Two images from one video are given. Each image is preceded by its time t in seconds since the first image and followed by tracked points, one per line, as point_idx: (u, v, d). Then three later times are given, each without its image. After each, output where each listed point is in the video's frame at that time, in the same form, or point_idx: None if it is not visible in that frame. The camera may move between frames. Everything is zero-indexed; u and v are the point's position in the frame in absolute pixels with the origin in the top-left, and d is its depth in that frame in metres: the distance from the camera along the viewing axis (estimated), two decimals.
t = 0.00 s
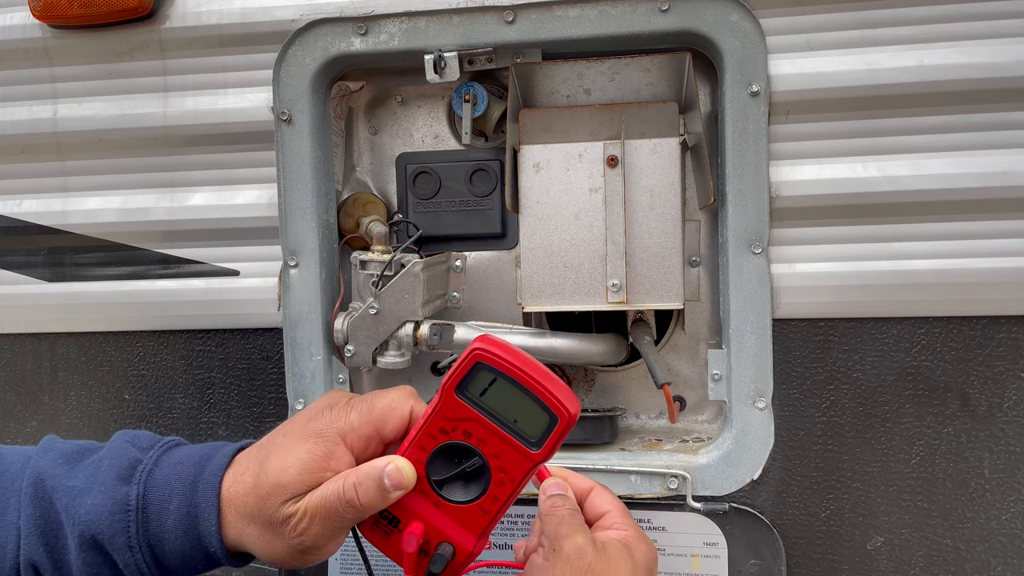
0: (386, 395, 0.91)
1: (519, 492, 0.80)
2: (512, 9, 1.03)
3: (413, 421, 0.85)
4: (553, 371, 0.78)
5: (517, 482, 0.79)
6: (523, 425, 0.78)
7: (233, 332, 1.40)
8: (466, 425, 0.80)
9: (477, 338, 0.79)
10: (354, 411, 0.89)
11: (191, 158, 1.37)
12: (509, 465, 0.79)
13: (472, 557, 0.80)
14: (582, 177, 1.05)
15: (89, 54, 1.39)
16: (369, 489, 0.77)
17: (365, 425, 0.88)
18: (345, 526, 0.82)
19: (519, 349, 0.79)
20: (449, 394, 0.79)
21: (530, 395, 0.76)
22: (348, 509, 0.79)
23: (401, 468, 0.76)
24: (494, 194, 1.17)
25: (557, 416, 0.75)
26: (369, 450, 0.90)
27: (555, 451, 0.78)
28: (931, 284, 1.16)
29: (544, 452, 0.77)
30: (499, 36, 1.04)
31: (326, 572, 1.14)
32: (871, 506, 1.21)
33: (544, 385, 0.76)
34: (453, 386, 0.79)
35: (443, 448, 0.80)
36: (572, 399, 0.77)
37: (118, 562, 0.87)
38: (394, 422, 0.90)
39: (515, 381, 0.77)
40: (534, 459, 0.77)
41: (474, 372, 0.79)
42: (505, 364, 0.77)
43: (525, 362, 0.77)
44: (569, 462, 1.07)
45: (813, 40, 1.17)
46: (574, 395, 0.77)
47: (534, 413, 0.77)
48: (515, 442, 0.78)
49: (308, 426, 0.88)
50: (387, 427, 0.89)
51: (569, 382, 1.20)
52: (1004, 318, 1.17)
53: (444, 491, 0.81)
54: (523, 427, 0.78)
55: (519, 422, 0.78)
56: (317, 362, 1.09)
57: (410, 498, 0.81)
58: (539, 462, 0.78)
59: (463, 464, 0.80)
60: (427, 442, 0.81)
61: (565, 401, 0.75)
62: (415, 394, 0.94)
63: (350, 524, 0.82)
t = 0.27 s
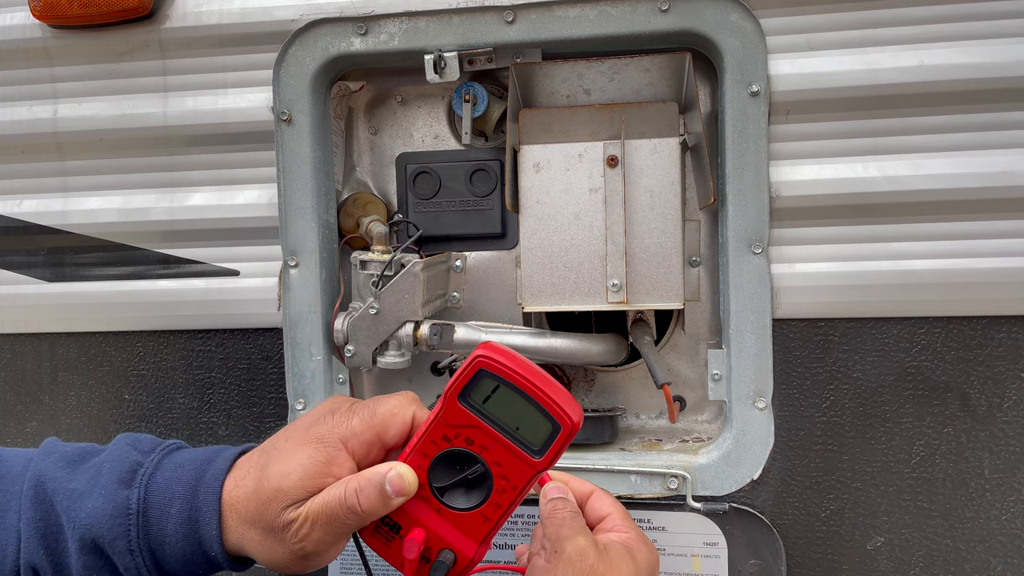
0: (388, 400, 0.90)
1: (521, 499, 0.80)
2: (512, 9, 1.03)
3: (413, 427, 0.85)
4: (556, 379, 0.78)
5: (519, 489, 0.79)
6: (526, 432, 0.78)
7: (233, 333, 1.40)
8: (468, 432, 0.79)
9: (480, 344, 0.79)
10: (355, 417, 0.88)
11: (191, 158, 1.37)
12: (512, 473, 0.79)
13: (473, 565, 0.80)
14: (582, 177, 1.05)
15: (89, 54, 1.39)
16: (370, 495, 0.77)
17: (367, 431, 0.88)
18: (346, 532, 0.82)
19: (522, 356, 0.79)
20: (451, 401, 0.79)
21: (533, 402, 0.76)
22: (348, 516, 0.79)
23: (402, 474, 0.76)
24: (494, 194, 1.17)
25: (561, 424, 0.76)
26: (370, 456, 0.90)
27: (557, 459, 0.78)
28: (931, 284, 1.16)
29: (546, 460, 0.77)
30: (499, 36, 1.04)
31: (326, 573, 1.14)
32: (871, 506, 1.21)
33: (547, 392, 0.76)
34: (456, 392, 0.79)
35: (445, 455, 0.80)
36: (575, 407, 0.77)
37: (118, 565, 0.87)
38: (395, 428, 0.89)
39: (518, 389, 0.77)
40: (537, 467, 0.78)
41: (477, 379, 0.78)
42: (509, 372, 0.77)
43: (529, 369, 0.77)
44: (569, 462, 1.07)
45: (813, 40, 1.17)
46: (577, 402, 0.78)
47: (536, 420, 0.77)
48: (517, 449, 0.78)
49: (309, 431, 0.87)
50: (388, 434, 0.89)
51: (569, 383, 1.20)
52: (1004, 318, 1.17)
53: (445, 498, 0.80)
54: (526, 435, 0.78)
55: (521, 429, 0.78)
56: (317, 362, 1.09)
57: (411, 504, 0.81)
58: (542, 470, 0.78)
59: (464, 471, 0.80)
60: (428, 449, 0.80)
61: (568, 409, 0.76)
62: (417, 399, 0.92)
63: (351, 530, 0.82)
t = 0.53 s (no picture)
0: (387, 397, 0.90)
1: (520, 498, 0.80)
2: (512, 9, 1.03)
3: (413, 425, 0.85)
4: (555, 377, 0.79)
5: (517, 488, 0.79)
6: (524, 431, 0.78)
7: (233, 332, 1.41)
8: (467, 431, 0.80)
9: (480, 342, 0.80)
10: (355, 413, 0.89)
11: (191, 158, 1.37)
12: (510, 471, 0.79)
13: (471, 563, 0.80)
14: (582, 177, 1.05)
15: (90, 54, 1.39)
16: (369, 492, 0.77)
17: (366, 427, 0.88)
18: (344, 529, 0.82)
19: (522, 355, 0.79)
20: (451, 399, 0.79)
21: (532, 401, 0.77)
22: (347, 513, 0.79)
23: (401, 472, 0.76)
24: (494, 194, 1.17)
25: (559, 422, 0.76)
26: (369, 453, 0.90)
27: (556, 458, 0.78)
28: (931, 285, 1.16)
29: (544, 459, 0.77)
30: (499, 36, 1.04)
31: (326, 572, 1.14)
32: (871, 506, 1.21)
33: (546, 391, 0.76)
34: (455, 390, 0.79)
35: (443, 453, 0.80)
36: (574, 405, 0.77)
37: (117, 562, 0.87)
38: (394, 425, 0.89)
39: (517, 387, 0.77)
40: (535, 465, 0.78)
41: (476, 378, 0.79)
42: (508, 370, 0.77)
43: (528, 367, 0.77)
44: (569, 462, 1.07)
45: (813, 40, 1.17)
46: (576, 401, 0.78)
47: (535, 419, 0.77)
48: (515, 448, 0.78)
49: (308, 428, 0.87)
50: (387, 430, 0.89)
51: (569, 382, 1.20)
52: (1004, 318, 1.17)
53: (444, 496, 0.80)
54: (525, 434, 0.78)
55: (520, 428, 0.78)
56: (316, 362, 1.09)
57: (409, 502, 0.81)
58: (540, 468, 0.78)
59: (463, 469, 0.80)
60: (427, 447, 0.80)
61: (567, 408, 0.76)
62: (416, 396, 0.93)
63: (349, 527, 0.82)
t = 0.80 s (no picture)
0: (388, 396, 0.90)
1: (521, 496, 0.80)
2: (512, 9, 1.03)
3: (414, 425, 0.85)
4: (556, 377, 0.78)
5: (519, 486, 0.79)
6: (526, 430, 0.78)
7: (233, 332, 1.41)
8: (468, 429, 0.80)
9: (481, 341, 0.79)
10: (356, 412, 0.88)
11: (191, 158, 1.37)
12: (512, 470, 0.79)
13: (472, 562, 0.80)
14: (582, 177, 1.05)
15: (89, 54, 1.39)
16: (370, 491, 0.77)
17: (367, 427, 0.88)
18: (345, 528, 0.82)
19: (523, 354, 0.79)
20: (452, 398, 0.79)
21: (533, 400, 0.76)
22: (348, 512, 0.79)
23: (402, 471, 0.76)
24: (494, 194, 1.17)
25: (560, 421, 0.75)
26: (370, 453, 0.90)
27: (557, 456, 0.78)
28: (931, 284, 1.16)
29: (546, 458, 0.77)
30: (499, 36, 1.04)
31: (326, 572, 1.14)
32: (871, 506, 1.21)
33: (547, 390, 0.76)
34: (456, 389, 0.79)
35: (445, 452, 0.80)
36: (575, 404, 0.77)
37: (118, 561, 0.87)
38: (395, 424, 0.89)
39: (518, 386, 0.77)
40: (537, 464, 0.77)
41: (478, 377, 0.78)
42: (510, 369, 0.77)
43: (530, 367, 0.77)
44: (568, 462, 1.07)
45: (813, 40, 1.17)
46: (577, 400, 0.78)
47: (536, 418, 0.77)
48: (516, 446, 0.78)
49: (310, 427, 0.87)
50: (388, 430, 0.89)
51: (569, 382, 1.20)
52: (1004, 318, 1.17)
53: (446, 495, 0.80)
54: (526, 432, 0.78)
55: (521, 427, 0.78)
56: (317, 362, 1.09)
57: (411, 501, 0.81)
58: (541, 467, 0.78)
59: (465, 468, 0.80)
60: (429, 447, 0.80)
61: (568, 407, 0.75)
62: (417, 395, 0.93)
63: (351, 526, 0.83)
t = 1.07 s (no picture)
0: (387, 392, 0.91)
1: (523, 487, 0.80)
2: (512, 9, 1.03)
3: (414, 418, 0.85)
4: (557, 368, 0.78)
5: (521, 477, 0.79)
6: (527, 420, 0.78)
7: (233, 333, 1.41)
8: (470, 421, 0.80)
9: (482, 333, 0.79)
10: (355, 408, 0.89)
11: (191, 158, 1.37)
12: (513, 461, 0.79)
13: (473, 555, 0.80)
14: (582, 177, 1.05)
15: (90, 54, 1.39)
16: (373, 484, 0.77)
17: (367, 422, 0.89)
18: (348, 522, 0.82)
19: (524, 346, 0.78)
20: (453, 390, 0.79)
21: (534, 391, 0.76)
22: (351, 506, 0.79)
23: (405, 463, 0.76)
24: (494, 194, 1.17)
25: (561, 411, 0.75)
26: (370, 447, 0.90)
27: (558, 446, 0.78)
28: (931, 284, 1.16)
29: (547, 448, 0.77)
30: (499, 36, 1.04)
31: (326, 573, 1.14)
32: (871, 506, 1.21)
33: (548, 381, 0.76)
34: (458, 381, 0.79)
35: (447, 444, 0.80)
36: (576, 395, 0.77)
37: (118, 560, 0.87)
38: (395, 419, 0.90)
39: (519, 377, 0.77)
40: (538, 455, 0.77)
41: (479, 369, 0.78)
42: (510, 360, 0.76)
43: (531, 358, 0.77)
44: (568, 463, 1.06)
45: (813, 40, 1.17)
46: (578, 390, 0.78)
47: (537, 408, 0.77)
48: (515, 435, 0.78)
49: (310, 422, 0.87)
50: (388, 425, 0.90)
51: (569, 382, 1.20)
52: (1004, 318, 1.17)
53: (447, 487, 0.81)
54: (527, 423, 0.78)
55: (522, 418, 0.78)
56: (317, 362, 1.09)
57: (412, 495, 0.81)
58: (543, 457, 0.78)
59: (466, 460, 0.80)
60: (431, 439, 0.81)
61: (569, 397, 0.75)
62: (416, 391, 0.94)
63: (354, 520, 0.82)
